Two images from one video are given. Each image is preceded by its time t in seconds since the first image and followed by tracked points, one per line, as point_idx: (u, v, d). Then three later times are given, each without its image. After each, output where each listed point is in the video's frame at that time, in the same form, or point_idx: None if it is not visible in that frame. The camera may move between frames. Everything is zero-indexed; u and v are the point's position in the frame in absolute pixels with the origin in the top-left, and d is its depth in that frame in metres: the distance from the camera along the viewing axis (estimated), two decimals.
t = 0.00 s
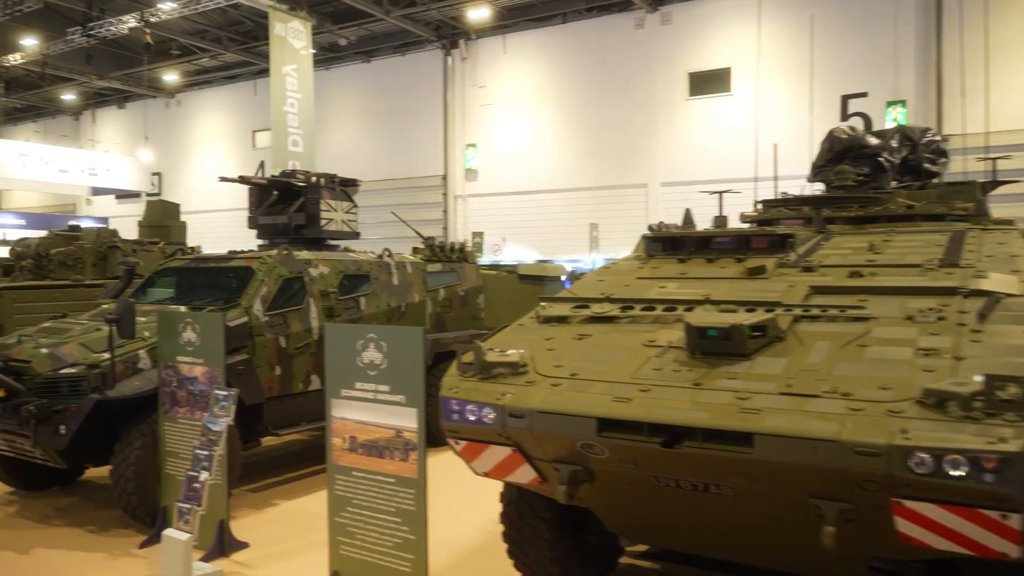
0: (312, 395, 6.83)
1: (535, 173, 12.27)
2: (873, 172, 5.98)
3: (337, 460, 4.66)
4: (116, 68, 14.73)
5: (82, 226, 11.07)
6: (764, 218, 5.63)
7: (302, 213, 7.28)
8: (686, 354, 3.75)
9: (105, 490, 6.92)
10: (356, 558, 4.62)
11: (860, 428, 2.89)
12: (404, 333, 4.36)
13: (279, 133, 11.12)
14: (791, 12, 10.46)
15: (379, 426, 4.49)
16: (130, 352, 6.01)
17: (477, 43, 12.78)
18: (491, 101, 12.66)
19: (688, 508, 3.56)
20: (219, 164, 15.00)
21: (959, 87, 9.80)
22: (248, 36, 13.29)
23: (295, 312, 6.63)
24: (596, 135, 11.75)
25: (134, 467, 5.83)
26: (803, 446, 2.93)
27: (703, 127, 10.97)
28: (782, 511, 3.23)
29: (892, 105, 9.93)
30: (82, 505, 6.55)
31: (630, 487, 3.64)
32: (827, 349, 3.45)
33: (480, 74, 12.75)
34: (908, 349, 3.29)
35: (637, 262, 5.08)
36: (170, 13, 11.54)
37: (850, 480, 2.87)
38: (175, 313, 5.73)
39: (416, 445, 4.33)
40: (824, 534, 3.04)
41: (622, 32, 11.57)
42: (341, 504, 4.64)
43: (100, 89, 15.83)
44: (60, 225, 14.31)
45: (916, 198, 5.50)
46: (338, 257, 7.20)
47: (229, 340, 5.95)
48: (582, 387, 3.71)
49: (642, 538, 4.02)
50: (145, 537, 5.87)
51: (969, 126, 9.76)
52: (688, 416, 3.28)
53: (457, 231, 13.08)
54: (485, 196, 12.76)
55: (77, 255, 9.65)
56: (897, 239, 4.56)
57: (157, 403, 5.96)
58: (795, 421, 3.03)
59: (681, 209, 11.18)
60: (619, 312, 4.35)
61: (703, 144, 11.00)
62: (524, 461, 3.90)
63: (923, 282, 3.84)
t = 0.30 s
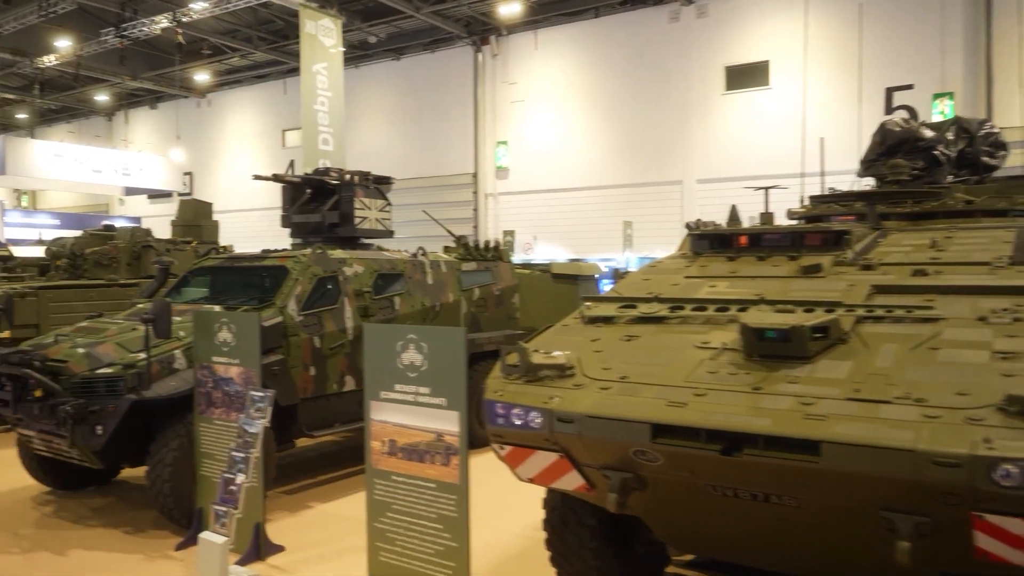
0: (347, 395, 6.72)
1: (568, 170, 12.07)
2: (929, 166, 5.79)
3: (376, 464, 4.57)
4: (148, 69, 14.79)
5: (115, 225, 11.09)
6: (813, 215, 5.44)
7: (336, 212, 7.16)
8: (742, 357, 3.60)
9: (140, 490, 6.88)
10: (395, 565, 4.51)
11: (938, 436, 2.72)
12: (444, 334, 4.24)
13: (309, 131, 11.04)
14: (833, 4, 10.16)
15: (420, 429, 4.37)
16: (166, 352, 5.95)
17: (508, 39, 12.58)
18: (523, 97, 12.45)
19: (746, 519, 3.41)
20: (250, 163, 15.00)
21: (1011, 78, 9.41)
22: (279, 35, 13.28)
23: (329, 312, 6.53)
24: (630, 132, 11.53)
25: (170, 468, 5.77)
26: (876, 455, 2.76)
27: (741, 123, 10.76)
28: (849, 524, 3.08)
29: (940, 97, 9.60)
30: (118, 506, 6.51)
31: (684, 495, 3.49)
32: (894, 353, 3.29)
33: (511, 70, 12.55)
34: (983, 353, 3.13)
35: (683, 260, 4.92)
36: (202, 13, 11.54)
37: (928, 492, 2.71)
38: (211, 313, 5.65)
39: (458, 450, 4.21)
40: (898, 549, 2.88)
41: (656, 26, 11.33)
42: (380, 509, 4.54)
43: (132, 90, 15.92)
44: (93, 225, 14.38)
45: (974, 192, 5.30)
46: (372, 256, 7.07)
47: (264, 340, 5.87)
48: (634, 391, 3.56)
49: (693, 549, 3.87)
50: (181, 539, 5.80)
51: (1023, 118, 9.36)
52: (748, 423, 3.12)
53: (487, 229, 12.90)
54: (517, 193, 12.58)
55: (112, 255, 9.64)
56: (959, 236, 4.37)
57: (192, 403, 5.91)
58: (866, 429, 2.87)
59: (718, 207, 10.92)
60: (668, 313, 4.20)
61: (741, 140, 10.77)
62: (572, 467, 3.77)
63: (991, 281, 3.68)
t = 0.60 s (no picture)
0: (381, 396, 6.60)
1: (601, 166, 11.38)
2: (986, 159, 5.62)
3: (414, 469, 4.45)
4: (180, 68, 14.79)
5: (148, 224, 11.08)
6: (866, 211, 5.24)
7: (369, 209, 7.03)
8: (801, 360, 3.44)
9: (174, 491, 6.83)
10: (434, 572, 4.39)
11: None
12: (487, 334, 4.13)
13: (338, 130, 10.88)
14: None
15: (460, 433, 4.25)
16: (200, 352, 5.88)
17: (538, 34, 11.93)
18: (553, 92, 11.77)
19: (808, 531, 3.26)
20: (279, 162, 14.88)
21: None
22: (308, 33, 13.15)
23: (363, 311, 6.41)
24: (668, 126, 10.84)
25: (204, 470, 5.70)
26: (957, 467, 2.60)
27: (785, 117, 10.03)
28: (923, 538, 2.93)
29: (989, 88, 8.82)
30: (152, 506, 6.46)
31: (741, 505, 3.35)
32: (968, 356, 3.12)
33: (540, 66, 11.90)
34: None
35: (732, 258, 4.74)
36: (232, 12, 11.48)
37: (1014, 506, 2.55)
38: (245, 312, 5.57)
39: (500, 455, 4.08)
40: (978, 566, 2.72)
41: (693, 17, 10.65)
42: (418, 515, 4.42)
43: (164, 90, 15.92)
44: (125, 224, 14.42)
45: None
46: (405, 255, 6.93)
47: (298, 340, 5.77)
48: (688, 395, 3.42)
49: (746, 561, 3.72)
50: (215, 542, 5.72)
51: None
52: (814, 429, 2.96)
53: (517, 228, 12.25)
54: (547, 191, 11.92)
55: (145, 254, 9.64)
56: None
57: (226, 404, 5.83)
58: (943, 437, 2.71)
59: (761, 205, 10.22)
60: (719, 313, 4.05)
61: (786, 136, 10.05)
62: (621, 474, 3.65)
63: None
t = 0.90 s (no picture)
0: (413, 398, 6.47)
1: (634, 163, 11.16)
2: None
3: (452, 475, 4.34)
4: (209, 67, 14.76)
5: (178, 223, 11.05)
6: (923, 208, 5.02)
7: (401, 207, 6.88)
8: (865, 364, 3.27)
9: (205, 493, 6.75)
10: None
11: None
12: (528, 336, 4.01)
13: (368, 127, 10.74)
14: None
15: (501, 439, 4.14)
16: (232, 352, 5.78)
17: (569, 28, 11.71)
18: (585, 88, 11.57)
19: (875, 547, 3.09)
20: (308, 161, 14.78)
21: None
22: (336, 30, 13.02)
23: (396, 311, 6.27)
24: (703, 121, 10.61)
25: (235, 473, 5.60)
26: None
27: (825, 112, 9.74)
28: (1004, 556, 2.75)
29: None
30: (183, 509, 6.37)
31: (802, 519, 3.19)
32: None
33: (571, 61, 11.70)
34: None
35: (783, 257, 4.56)
36: (261, 10, 11.41)
37: None
38: (278, 311, 5.46)
39: (542, 462, 3.96)
40: None
41: (729, 10, 10.39)
42: (456, 523, 4.29)
43: (193, 89, 15.90)
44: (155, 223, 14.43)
45: None
46: (438, 253, 6.77)
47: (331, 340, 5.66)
48: (745, 402, 3.26)
49: None
50: (247, 546, 5.63)
51: None
52: (885, 440, 2.78)
53: (547, 226, 12.03)
54: (579, 189, 11.71)
55: (175, 253, 9.58)
56: None
57: (258, 406, 5.72)
58: None
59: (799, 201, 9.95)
60: (774, 314, 3.88)
61: (826, 130, 9.75)
62: (671, 484, 3.51)
63: None
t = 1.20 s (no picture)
0: (445, 401, 6.32)
1: (667, 161, 10.95)
2: None
3: (490, 482, 4.23)
4: (238, 67, 14.74)
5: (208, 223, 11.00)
6: (982, 204, 4.80)
7: (433, 205, 6.73)
8: (935, 369, 3.12)
9: (235, 495, 6.65)
10: None
11: None
12: (570, 338, 3.87)
13: (397, 125, 10.61)
14: None
15: (542, 445, 4.01)
16: (262, 353, 5.67)
17: (601, 23, 11.51)
18: (617, 84, 11.36)
19: (947, 563, 2.95)
20: (336, 160, 14.69)
21: None
22: (364, 28, 12.91)
23: (428, 312, 6.13)
24: (738, 118, 10.37)
25: (265, 476, 5.49)
26: None
27: (867, 106, 9.45)
28: None
29: None
30: (212, 511, 6.27)
31: (867, 533, 3.04)
32: None
33: (603, 57, 11.50)
34: None
35: (838, 255, 4.39)
36: (290, 8, 11.33)
37: None
38: (309, 311, 5.33)
39: (585, 470, 3.83)
40: None
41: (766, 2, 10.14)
42: (495, 531, 4.19)
43: (222, 88, 15.88)
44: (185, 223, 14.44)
45: None
46: (471, 252, 6.62)
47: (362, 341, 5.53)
48: (805, 409, 3.11)
49: None
50: (278, 551, 5.52)
51: None
52: (962, 451, 2.61)
53: (579, 225, 11.85)
54: (611, 187, 11.51)
55: (204, 253, 9.52)
56: None
57: (289, 408, 5.61)
58: None
59: (839, 199, 9.68)
60: (831, 315, 3.73)
61: (867, 125, 9.46)
62: (725, 495, 3.36)
63: None
